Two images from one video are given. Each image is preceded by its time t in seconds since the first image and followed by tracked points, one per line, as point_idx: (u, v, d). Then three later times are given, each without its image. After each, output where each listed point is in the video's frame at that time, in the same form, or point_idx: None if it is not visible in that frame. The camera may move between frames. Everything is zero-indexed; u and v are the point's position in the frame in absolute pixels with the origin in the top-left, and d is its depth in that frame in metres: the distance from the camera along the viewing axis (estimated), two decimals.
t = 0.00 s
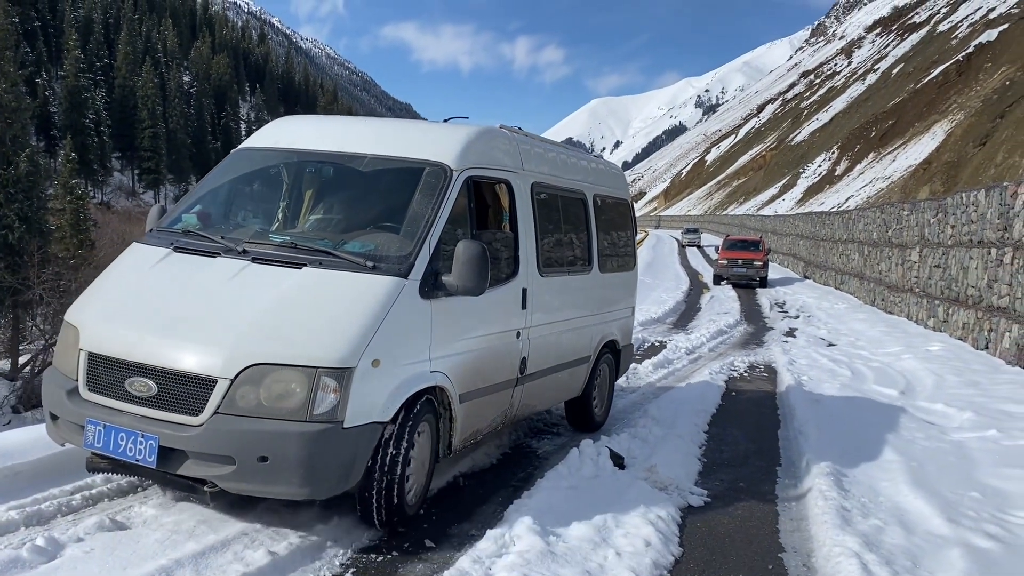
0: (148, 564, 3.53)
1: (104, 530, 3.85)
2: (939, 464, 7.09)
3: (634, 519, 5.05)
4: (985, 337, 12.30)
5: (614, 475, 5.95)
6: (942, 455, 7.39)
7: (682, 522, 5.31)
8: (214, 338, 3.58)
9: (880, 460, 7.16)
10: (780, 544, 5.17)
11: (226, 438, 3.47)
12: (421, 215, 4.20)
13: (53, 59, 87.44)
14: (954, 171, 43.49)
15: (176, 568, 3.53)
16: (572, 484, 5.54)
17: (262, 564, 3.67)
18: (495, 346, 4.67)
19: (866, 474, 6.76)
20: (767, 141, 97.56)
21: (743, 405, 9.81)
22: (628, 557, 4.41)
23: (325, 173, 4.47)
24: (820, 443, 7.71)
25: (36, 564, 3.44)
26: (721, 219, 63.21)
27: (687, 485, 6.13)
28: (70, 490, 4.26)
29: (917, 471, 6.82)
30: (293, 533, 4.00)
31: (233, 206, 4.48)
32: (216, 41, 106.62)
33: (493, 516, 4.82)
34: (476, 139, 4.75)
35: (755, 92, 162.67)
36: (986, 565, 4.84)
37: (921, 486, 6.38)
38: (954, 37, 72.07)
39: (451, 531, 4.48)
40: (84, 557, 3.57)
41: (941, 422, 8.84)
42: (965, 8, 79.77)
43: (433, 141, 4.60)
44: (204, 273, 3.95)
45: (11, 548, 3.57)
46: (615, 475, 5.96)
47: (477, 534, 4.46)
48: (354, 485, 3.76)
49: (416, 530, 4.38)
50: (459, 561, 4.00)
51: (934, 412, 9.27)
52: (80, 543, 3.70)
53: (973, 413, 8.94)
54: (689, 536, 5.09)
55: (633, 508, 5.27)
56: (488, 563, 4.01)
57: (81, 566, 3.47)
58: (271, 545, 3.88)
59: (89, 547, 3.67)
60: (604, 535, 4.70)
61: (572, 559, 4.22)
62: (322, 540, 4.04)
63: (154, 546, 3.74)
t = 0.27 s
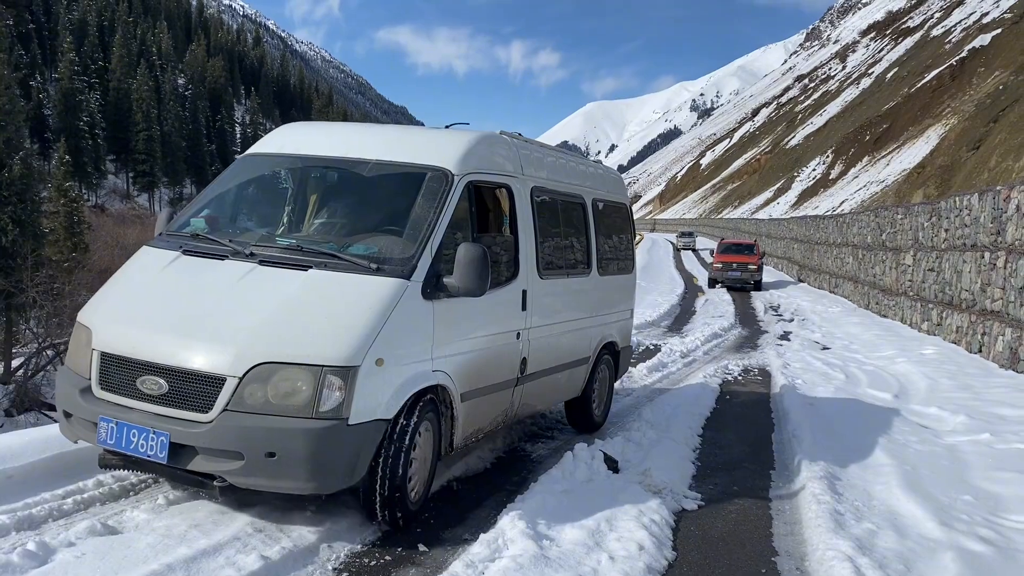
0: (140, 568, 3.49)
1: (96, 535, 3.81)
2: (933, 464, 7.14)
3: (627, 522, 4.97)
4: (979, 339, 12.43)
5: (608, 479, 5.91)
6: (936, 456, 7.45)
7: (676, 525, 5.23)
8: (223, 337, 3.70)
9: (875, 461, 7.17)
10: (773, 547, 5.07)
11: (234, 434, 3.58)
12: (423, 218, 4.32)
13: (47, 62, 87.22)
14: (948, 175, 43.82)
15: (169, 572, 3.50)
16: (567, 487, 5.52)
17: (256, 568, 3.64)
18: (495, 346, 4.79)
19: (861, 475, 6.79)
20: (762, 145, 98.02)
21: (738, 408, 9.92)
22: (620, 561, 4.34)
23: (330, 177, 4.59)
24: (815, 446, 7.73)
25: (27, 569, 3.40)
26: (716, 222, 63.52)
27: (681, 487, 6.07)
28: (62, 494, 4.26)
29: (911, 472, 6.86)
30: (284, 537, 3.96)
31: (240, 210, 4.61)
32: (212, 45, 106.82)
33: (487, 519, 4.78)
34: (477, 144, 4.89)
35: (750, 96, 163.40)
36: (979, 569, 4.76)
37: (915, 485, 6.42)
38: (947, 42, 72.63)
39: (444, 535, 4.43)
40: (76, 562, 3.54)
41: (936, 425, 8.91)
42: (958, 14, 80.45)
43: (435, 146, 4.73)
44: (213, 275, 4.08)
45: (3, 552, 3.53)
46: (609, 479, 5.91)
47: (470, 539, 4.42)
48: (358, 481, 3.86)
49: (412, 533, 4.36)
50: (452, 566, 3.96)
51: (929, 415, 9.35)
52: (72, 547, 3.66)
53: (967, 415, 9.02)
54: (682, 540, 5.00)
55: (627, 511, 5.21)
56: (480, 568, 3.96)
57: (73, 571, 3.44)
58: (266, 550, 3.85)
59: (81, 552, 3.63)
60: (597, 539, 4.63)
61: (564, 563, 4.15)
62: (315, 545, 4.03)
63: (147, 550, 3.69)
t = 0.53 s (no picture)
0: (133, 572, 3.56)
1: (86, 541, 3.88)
2: (923, 468, 7.27)
3: (621, 527, 5.05)
4: (972, 344, 12.61)
5: (603, 483, 6.01)
6: (928, 460, 7.59)
7: (669, 530, 5.32)
8: (235, 337, 3.83)
9: (866, 466, 7.30)
10: (767, 551, 5.14)
11: (245, 430, 3.71)
12: (427, 223, 4.46)
13: (42, 64, 87.06)
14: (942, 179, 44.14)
15: None
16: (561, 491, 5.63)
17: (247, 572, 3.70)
18: (497, 348, 4.93)
19: (853, 478, 6.91)
20: (756, 149, 98.44)
21: (732, 412, 10.08)
22: (615, 566, 4.39)
23: (337, 183, 4.73)
24: (808, 449, 7.86)
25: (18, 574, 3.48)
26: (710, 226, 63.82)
27: (675, 491, 6.20)
28: (54, 499, 4.36)
29: (903, 476, 6.98)
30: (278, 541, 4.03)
31: (250, 215, 4.75)
32: (207, 48, 106.87)
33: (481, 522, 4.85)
34: (480, 151, 5.03)
35: (744, 100, 164.07)
36: (971, 572, 4.87)
37: (905, 489, 6.54)
38: (941, 47, 73.10)
39: (438, 539, 4.47)
40: (67, 567, 3.61)
41: (929, 429, 9.05)
42: (951, 20, 81.07)
43: (439, 153, 4.88)
44: (224, 277, 4.21)
45: None
46: (603, 483, 6.03)
47: (463, 542, 4.46)
48: (364, 477, 3.99)
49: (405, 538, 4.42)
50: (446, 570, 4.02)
51: (922, 419, 9.49)
52: (63, 552, 3.74)
53: (959, 420, 9.16)
54: (675, 544, 5.08)
55: (621, 515, 5.30)
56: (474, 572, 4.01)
57: None
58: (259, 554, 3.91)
59: (72, 557, 3.71)
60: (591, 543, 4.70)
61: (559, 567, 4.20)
62: (308, 549, 4.09)
63: (139, 555, 3.76)
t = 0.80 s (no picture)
0: None
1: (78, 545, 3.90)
2: (916, 472, 7.43)
3: (615, 532, 5.10)
4: (964, 348, 12.83)
5: (597, 487, 6.12)
6: (921, 464, 7.76)
7: (662, 534, 5.43)
8: (250, 339, 3.97)
9: (859, 470, 7.46)
10: (760, 556, 5.25)
11: (261, 429, 3.84)
12: (434, 229, 4.62)
13: (35, 67, 86.83)
14: (933, 183, 44.57)
15: None
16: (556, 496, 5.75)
17: None
18: (501, 350, 5.08)
19: (846, 482, 7.06)
20: (749, 153, 98.94)
21: (725, 416, 10.24)
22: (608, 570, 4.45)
23: (346, 191, 4.88)
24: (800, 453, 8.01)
25: None
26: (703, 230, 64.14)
27: (669, 495, 6.33)
28: (45, 503, 4.39)
29: (896, 479, 7.15)
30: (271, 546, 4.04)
31: (262, 221, 4.90)
32: (201, 52, 106.83)
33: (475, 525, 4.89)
34: (484, 159, 5.19)
35: (737, 105, 164.88)
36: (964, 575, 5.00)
37: (898, 494, 6.69)
38: (933, 52, 73.72)
39: (431, 544, 4.51)
40: (59, 571, 3.63)
41: (921, 433, 9.22)
42: (942, 26, 81.81)
43: (445, 162, 5.03)
44: (239, 282, 4.35)
45: None
46: (598, 486, 6.16)
47: (457, 546, 4.51)
48: (373, 475, 4.12)
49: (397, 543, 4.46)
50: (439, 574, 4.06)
51: (914, 423, 9.66)
52: (54, 557, 3.75)
53: (952, 424, 9.33)
54: (669, 549, 5.18)
55: (616, 518, 5.41)
56: None
57: None
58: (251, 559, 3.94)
59: (64, 561, 3.73)
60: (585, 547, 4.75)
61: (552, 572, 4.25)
62: (301, 553, 4.12)
63: (131, 560, 3.78)
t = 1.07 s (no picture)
0: None
1: (68, 550, 3.93)
2: (905, 476, 7.63)
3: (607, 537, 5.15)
4: (954, 352, 13.08)
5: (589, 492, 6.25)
6: (911, 468, 7.96)
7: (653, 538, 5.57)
8: (267, 342, 4.14)
9: (850, 475, 7.64)
10: (752, 560, 5.42)
11: (278, 428, 4.01)
12: (441, 236, 4.80)
13: (26, 69, 86.50)
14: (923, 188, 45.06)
15: None
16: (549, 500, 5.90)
17: None
18: (506, 352, 5.26)
19: (836, 487, 7.25)
20: (741, 158, 99.51)
21: (718, 419, 10.43)
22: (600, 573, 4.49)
23: (355, 199, 5.06)
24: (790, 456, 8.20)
25: None
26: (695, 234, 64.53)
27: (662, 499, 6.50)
28: (35, 509, 4.39)
29: (888, 483, 7.35)
30: (262, 550, 4.06)
31: (274, 229, 5.08)
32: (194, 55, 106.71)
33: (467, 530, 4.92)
34: (488, 168, 5.38)
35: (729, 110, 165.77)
36: None
37: (889, 498, 6.87)
38: (924, 58, 74.42)
39: (423, 549, 4.54)
40: None
41: (912, 437, 9.42)
42: (932, 32, 82.65)
43: (450, 171, 5.21)
44: (255, 287, 4.53)
45: None
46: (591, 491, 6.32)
47: (448, 552, 4.53)
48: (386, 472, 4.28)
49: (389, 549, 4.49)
50: None
51: (905, 427, 9.87)
52: (44, 563, 3.78)
53: (942, 428, 9.55)
54: (661, 553, 5.34)
55: (608, 522, 5.55)
56: None
57: None
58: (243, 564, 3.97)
59: (54, 567, 3.76)
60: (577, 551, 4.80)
61: None
62: (292, 558, 4.15)
63: (121, 565, 3.81)
